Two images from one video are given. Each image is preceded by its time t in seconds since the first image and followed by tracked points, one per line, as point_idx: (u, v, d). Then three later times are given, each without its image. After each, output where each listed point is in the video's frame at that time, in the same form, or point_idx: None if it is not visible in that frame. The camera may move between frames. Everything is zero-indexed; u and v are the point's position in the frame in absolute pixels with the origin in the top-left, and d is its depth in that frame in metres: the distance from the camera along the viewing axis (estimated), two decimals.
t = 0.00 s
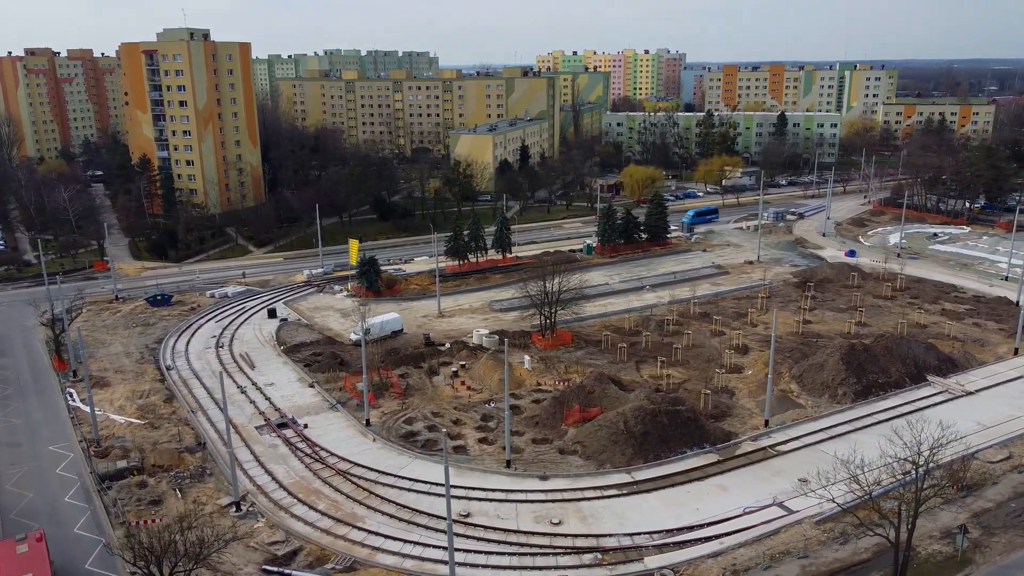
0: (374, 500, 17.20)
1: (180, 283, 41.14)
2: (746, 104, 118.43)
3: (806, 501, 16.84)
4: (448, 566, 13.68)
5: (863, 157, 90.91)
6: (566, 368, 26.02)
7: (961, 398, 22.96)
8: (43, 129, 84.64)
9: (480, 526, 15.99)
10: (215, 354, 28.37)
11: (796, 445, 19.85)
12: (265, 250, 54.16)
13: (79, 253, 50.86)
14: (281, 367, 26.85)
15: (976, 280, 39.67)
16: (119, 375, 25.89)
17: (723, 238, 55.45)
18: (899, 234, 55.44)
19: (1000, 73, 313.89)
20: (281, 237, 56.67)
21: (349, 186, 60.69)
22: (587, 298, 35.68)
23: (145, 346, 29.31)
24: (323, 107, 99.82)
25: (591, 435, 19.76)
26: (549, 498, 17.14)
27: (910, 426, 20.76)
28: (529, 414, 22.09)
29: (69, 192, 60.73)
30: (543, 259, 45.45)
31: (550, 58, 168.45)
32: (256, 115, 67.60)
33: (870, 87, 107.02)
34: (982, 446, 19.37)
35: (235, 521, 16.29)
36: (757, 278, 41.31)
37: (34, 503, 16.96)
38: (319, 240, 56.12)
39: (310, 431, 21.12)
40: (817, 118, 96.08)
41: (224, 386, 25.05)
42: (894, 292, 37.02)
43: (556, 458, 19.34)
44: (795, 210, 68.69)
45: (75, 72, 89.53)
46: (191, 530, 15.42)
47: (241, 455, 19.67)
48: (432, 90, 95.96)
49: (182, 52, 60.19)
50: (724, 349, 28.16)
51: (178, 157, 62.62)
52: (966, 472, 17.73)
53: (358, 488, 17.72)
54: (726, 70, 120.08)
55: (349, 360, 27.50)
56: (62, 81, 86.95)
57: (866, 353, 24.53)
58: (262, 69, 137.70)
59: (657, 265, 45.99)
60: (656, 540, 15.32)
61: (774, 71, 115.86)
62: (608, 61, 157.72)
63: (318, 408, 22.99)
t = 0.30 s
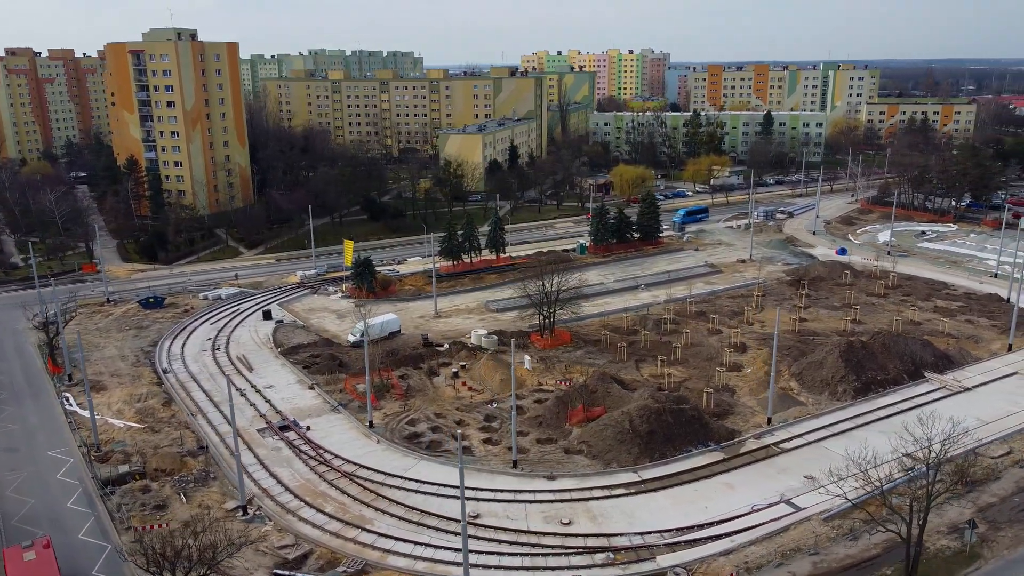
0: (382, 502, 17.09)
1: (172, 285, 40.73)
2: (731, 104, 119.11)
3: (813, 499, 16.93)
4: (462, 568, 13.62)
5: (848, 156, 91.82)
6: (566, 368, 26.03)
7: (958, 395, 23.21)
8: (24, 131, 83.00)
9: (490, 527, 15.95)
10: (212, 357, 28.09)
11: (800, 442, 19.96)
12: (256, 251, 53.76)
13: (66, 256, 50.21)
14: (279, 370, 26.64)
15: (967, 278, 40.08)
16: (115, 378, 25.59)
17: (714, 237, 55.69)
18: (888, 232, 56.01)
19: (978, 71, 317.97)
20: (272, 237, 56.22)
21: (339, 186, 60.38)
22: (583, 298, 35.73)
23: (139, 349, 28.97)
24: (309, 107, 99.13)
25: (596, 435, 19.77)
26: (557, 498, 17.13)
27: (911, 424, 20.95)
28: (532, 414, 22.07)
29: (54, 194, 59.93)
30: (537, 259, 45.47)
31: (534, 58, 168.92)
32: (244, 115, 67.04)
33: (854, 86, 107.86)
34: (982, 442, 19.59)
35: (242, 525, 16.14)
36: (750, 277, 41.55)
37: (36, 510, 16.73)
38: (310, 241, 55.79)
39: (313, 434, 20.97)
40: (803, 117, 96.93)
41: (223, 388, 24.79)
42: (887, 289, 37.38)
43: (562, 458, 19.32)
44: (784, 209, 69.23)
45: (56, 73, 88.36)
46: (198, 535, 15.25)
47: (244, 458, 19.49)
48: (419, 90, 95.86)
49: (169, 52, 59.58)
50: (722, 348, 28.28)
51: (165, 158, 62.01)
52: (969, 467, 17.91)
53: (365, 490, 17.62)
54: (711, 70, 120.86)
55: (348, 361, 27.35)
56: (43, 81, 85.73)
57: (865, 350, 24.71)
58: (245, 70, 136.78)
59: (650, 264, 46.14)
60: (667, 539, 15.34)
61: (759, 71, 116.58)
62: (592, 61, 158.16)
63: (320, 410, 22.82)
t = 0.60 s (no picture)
0: (391, 504, 17.01)
1: (164, 287, 40.34)
2: (717, 103, 119.70)
3: (821, 496, 17.03)
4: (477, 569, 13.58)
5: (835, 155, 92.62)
6: (567, 368, 26.03)
7: (957, 391, 23.46)
8: (8, 132, 82.07)
9: (501, 528, 15.91)
10: (209, 359, 27.84)
11: (804, 440, 20.08)
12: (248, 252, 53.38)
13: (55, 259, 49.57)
14: (279, 372, 26.44)
15: (958, 275, 40.53)
16: (112, 382, 25.28)
17: (706, 236, 55.97)
18: (877, 231, 56.51)
19: (952, 70, 322.19)
20: (264, 238, 55.83)
21: (331, 187, 60.08)
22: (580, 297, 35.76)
23: (135, 352, 28.66)
24: (295, 108, 98.55)
25: (602, 434, 19.78)
26: (566, 498, 17.12)
27: (913, 422, 21.13)
28: (536, 414, 22.06)
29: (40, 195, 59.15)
30: (531, 259, 45.49)
31: (520, 58, 169.32)
32: (233, 116, 66.48)
33: (839, 85, 108.83)
34: (983, 438, 19.81)
35: (251, 529, 16.00)
36: (744, 275, 41.79)
37: (40, 516, 16.51)
38: (302, 242, 55.48)
39: (317, 436, 20.84)
40: (790, 117, 97.64)
41: (222, 391, 24.56)
42: (880, 287, 37.72)
43: (569, 458, 19.31)
44: (774, 207, 69.69)
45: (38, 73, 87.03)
46: (207, 540, 15.10)
47: (248, 461, 19.32)
48: (407, 90, 95.74)
49: (158, 51, 59.01)
50: (721, 346, 28.41)
51: (154, 159, 61.39)
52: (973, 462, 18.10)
53: (373, 492, 17.54)
54: (697, 70, 121.42)
55: (348, 362, 27.22)
56: (24, 82, 84.35)
57: (864, 347, 24.89)
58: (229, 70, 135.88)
59: (644, 263, 46.30)
60: (679, 538, 15.37)
61: (744, 71, 117.41)
62: (578, 61, 158.52)
63: (322, 412, 22.67)
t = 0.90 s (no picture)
0: (399, 506, 16.91)
1: (156, 289, 39.91)
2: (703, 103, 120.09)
3: (828, 493, 17.14)
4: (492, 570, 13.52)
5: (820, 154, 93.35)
6: (567, 368, 26.03)
7: (954, 387, 23.71)
8: None
9: (511, 528, 15.86)
10: (206, 362, 27.58)
11: (807, 437, 20.21)
12: (239, 254, 52.96)
13: (42, 262, 48.93)
14: (277, 374, 26.22)
15: (948, 273, 40.95)
16: (108, 386, 24.96)
17: (697, 235, 56.21)
18: (867, 229, 56.98)
19: (933, 69, 325.71)
20: (255, 239, 55.42)
21: (322, 188, 59.72)
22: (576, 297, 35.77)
23: (130, 355, 28.34)
24: (281, 108, 97.85)
25: (608, 434, 19.80)
26: (574, 497, 17.11)
27: (914, 418, 21.34)
28: (540, 414, 22.04)
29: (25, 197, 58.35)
30: (525, 259, 45.49)
31: (505, 58, 169.48)
32: (222, 116, 65.95)
33: (823, 85, 109.18)
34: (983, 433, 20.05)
35: (259, 532, 15.86)
36: (738, 274, 42.00)
37: (42, 522, 16.27)
38: (294, 243, 55.10)
39: (320, 438, 20.70)
40: (776, 116, 98.30)
41: (222, 394, 24.33)
42: (873, 285, 38.05)
43: (575, 458, 19.30)
44: (764, 206, 70.07)
45: (19, 73, 85.79)
46: (215, 544, 14.95)
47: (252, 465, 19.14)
48: (394, 90, 95.30)
49: (145, 51, 58.42)
50: (720, 345, 28.51)
51: (142, 160, 60.80)
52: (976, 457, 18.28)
53: (380, 494, 17.44)
54: (682, 70, 121.91)
55: (348, 364, 27.05)
56: (6, 83, 83.20)
57: (862, 345, 25.05)
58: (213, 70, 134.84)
59: (638, 263, 46.42)
60: (690, 536, 15.39)
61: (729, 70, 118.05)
62: (563, 61, 158.86)
63: (324, 414, 22.52)
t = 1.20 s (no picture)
0: (407, 508, 16.83)
1: (148, 292, 39.48)
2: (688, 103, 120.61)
3: (835, 490, 17.24)
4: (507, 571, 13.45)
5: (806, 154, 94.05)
6: (568, 368, 26.04)
7: (952, 384, 23.96)
8: None
9: (521, 529, 15.83)
10: (203, 365, 27.30)
11: (811, 435, 20.33)
12: (229, 255, 52.53)
13: (29, 264, 48.24)
14: (276, 376, 26.02)
15: (939, 270, 41.38)
16: (105, 390, 24.66)
17: (689, 235, 56.45)
18: (856, 228, 57.46)
19: (912, 70, 329.41)
20: (245, 241, 54.98)
21: (313, 189, 59.35)
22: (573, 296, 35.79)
23: (126, 359, 28.01)
24: (266, 109, 97.13)
25: (613, 433, 19.83)
26: (583, 497, 17.11)
27: (914, 415, 21.54)
28: (543, 414, 22.02)
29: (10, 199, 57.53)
30: (519, 259, 45.48)
31: (490, 58, 169.58)
32: (209, 116, 65.41)
33: (807, 85, 110.19)
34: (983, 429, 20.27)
35: (267, 536, 15.72)
36: (731, 273, 42.21)
37: (46, 529, 16.04)
38: (285, 244, 54.73)
39: (323, 441, 20.56)
40: (762, 115, 98.89)
41: (221, 397, 24.10)
42: (866, 283, 38.37)
43: (581, 458, 19.30)
44: (754, 205, 70.45)
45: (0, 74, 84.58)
46: (224, 549, 14.80)
47: (256, 468, 18.98)
48: (381, 90, 94.74)
49: (133, 51, 57.83)
50: (719, 344, 28.64)
51: (129, 161, 60.14)
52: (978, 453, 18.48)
53: (389, 496, 17.34)
54: (668, 70, 122.46)
55: (347, 365, 26.88)
56: None
57: (860, 343, 25.25)
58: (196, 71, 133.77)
59: (632, 262, 46.52)
60: (701, 535, 15.42)
61: (714, 70, 118.67)
62: (548, 61, 159.11)
63: (326, 416, 22.37)
